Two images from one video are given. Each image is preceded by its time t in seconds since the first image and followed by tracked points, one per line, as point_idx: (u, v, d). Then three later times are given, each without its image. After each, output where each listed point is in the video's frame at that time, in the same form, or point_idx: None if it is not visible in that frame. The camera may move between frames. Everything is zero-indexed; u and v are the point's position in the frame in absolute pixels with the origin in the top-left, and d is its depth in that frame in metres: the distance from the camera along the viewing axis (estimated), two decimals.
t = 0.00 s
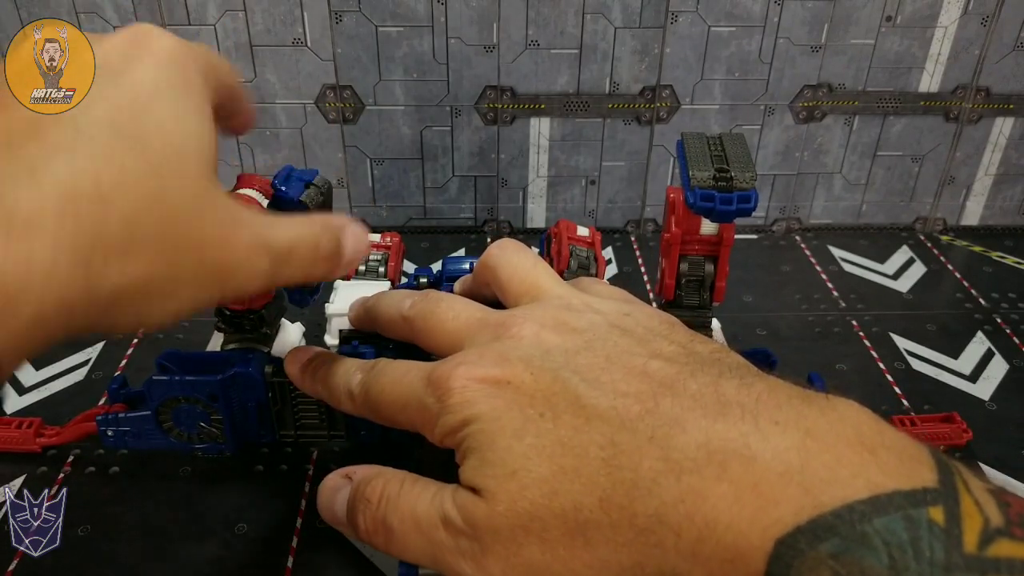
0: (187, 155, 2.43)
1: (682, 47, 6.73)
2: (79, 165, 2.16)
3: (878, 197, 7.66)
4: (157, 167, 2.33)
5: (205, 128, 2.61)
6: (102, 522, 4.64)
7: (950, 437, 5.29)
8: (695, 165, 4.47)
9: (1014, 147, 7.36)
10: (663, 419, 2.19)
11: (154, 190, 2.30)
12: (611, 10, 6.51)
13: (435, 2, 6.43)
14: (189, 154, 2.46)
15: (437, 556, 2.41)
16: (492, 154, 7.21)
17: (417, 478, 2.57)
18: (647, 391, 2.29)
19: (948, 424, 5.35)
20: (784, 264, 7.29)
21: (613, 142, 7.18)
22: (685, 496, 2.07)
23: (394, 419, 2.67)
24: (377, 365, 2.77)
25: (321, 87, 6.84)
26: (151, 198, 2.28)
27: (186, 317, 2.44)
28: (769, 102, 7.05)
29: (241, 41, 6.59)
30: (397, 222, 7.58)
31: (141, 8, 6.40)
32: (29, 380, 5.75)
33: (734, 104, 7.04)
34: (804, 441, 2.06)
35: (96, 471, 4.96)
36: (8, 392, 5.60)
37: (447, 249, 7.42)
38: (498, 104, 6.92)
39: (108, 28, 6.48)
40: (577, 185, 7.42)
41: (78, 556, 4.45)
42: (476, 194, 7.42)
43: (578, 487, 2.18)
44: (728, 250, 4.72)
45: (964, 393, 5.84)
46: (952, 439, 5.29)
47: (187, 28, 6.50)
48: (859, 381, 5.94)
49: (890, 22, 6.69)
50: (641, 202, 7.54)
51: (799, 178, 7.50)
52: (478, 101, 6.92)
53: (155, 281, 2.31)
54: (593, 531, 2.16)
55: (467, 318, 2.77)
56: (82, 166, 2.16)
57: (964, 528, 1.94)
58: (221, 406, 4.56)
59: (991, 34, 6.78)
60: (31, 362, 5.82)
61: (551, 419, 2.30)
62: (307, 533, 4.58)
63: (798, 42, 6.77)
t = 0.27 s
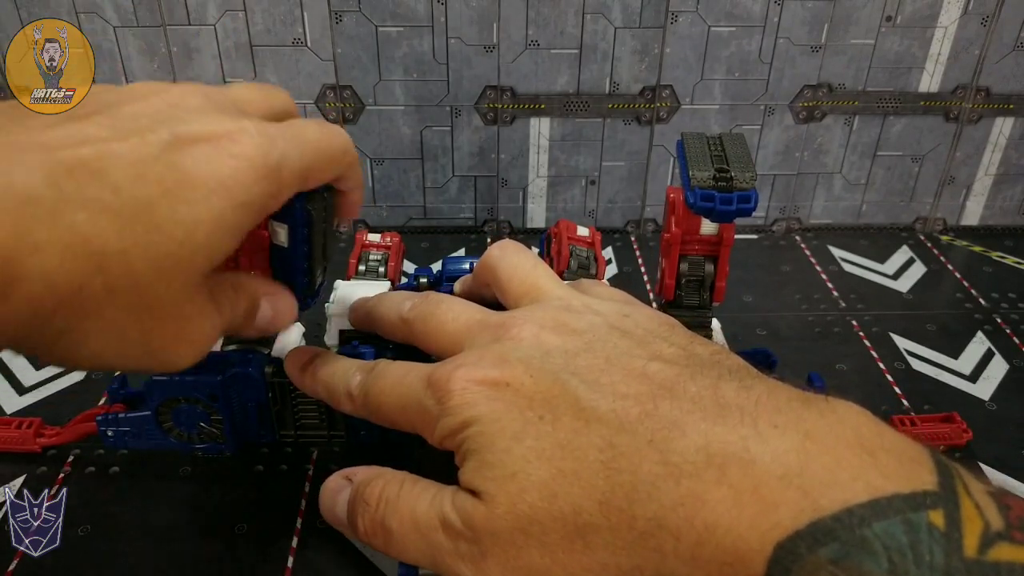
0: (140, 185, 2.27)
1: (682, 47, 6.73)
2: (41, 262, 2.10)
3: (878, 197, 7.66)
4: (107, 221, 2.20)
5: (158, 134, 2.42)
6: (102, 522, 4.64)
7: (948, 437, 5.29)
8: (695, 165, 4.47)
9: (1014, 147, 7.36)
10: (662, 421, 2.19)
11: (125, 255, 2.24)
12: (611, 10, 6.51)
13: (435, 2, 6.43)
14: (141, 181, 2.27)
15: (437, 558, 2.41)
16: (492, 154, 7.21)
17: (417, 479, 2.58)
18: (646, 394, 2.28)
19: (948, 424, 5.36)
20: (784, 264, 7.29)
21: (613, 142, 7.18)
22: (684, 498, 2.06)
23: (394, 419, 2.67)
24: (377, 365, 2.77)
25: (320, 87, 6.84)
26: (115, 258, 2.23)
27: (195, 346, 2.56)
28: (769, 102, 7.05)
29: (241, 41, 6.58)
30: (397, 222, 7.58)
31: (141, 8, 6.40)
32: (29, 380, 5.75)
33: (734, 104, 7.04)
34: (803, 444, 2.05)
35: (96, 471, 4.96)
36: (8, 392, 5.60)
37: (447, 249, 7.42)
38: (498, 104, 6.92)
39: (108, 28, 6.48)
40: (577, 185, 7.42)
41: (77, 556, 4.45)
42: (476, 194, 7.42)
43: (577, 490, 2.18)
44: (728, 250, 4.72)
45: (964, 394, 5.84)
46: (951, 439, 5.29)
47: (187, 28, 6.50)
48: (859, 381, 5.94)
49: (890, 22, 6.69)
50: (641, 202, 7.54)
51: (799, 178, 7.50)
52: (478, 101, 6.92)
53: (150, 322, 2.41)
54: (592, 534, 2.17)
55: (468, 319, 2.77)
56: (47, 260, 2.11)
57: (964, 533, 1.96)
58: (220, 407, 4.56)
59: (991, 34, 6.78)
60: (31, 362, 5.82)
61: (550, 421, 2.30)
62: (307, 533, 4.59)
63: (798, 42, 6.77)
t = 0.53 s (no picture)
0: (244, 162, 2.28)
1: (682, 47, 6.73)
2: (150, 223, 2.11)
3: (878, 197, 7.66)
4: (211, 190, 2.21)
5: (265, 105, 2.38)
6: (102, 522, 4.64)
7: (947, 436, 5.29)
8: (695, 165, 4.47)
9: (1014, 147, 7.36)
10: (661, 421, 2.19)
11: (220, 225, 2.28)
12: (611, 10, 6.51)
13: (435, 2, 6.43)
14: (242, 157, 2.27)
15: (437, 558, 2.41)
16: (491, 154, 7.21)
17: (416, 479, 2.58)
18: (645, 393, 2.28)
19: (948, 423, 5.35)
20: (784, 264, 7.29)
21: (613, 142, 7.18)
22: (683, 498, 2.06)
23: (394, 418, 2.67)
24: (376, 365, 2.77)
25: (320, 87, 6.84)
26: (215, 227, 2.27)
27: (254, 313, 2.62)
28: (769, 102, 7.05)
29: (241, 41, 6.59)
30: (397, 222, 7.58)
31: (141, 8, 6.40)
32: (29, 380, 5.75)
33: (734, 105, 7.04)
34: (801, 444, 2.05)
35: (96, 470, 4.96)
36: (8, 392, 5.60)
37: (447, 249, 7.42)
38: (498, 104, 6.92)
39: (108, 28, 6.48)
40: (577, 185, 7.42)
41: (78, 556, 4.46)
42: (476, 194, 7.43)
43: (576, 490, 2.18)
44: (728, 249, 4.72)
45: (964, 393, 5.84)
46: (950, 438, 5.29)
47: (187, 28, 6.50)
48: (859, 381, 5.94)
49: (890, 22, 6.69)
50: (641, 202, 7.55)
51: (799, 178, 7.50)
52: (478, 101, 6.92)
53: (225, 289, 2.44)
54: (591, 534, 2.17)
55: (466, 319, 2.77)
56: (160, 223, 2.13)
57: (964, 533, 1.96)
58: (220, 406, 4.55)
59: (991, 34, 6.78)
60: (32, 362, 5.82)
61: (549, 421, 2.30)
62: (307, 533, 4.59)
63: (798, 42, 6.77)
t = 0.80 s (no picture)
0: (150, 143, 2.34)
1: (682, 47, 6.72)
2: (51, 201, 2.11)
3: (878, 197, 7.66)
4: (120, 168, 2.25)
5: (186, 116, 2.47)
6: (102, 522, 4.64)
7: (946, 436, 5.29)
8: (695, 165, 4.48)
9: (1014, 147, 7.36)
10: (659, 423, 2.18)
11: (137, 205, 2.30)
12: (611, 10, 6.51)
13: (435, 2, 6.43)
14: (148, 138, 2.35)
15: (435, 558, 2.42)
16: (492, 154, 7.21)
17: (416, 480, 2.58)
18: (644, 395, 2.27)
19: (948, 423, 5.35)
20: (784, 264, 7.29)
21: (613, 142, 7.18)
22: (681, 500, 2.06)
23: (393, 420, 2.67)
24: (376, 365, 2.77)
25: (320, 87, 6.84)
26: (131, 203, 2.28)
27: (207, 290, 2.64)
28: (769, 102, 7.05)
29: (241, 41, 6.58)
30: (397, 222, 7.58)
31: (141, 7, 6.40)
32: (29, 380, 5.75)
33: (734, 105, 7.04)
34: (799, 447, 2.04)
35: (96, 471, 4.96)
36: (8, 392, 5.60)
37: (447, 249, 7.42)
38: (498, 104, 6.92)
39: (108, 28, 6.48)
40: (577, 185, 7.43)
41: (77, 556, 4.46)
42: (476, 194, 7.43)
43: (574, 491, 2.18)
44: (728, 249, 4.72)
45: (964, 393, 5.85)
46: (948, 439, 5.29)
47: (187, 28, 6.50)
48: (859, 381, 5.94)
49: (890, 22, 6.69)
50: (641, 202, 7.55)
51: (799, 178, 7.50)
52: (478, 101, 6.92)
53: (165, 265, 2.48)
54: (589, 535, 2.17)
55: (466, 321, 2.77)
56: (63, 194, 2.12)
57: (959, 537, 1.98)
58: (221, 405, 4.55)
59: (991, 34, 6.78)
60: (32, 362, 5.82)
61: (548, 422, 2.30)
62: (308, 533, 4.60)
63: (798, 42, 6.77)
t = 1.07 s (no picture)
0: (97, 153, 2.53)
1: (682, 47, 6.72)
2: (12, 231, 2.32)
3: (878, 197, 7.66)
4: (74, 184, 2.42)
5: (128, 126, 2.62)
6: (102, 522, 4.64)
7: (945, 436, 5.29)
8: (695, 165, 4.47)
9: (1014, 147, 7.36)
10: (657, 428, 2.18)
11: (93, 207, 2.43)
12: (611, 10, 6.51)
13: (435, 2, 6.43)
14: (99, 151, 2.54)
15: (433, 561, 2.42)
16: (492, 154, 7.21)
17: (415, 482, 2.58)
18: (643, 401, 2.27)
19: (947, 423, 5.35)
20: (784, 264, 7.29)
21: (613, 142, 7.18)
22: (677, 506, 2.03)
23: (393, 422, 2.67)
24: (376, 368, 2.77)
25: (320, 87, 6.84)
26: (86, 213, 2.42)
27: (209, 274, 2.66)
28: (769, 101, 7.05)
29: (241, 41, 6.58)
30: (397, 222, 7.59)
31: (141, 8, 6.40)
32: (30, 380, 5.75)
33: (734, 105, 7.04)
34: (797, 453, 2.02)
35: (96, 471, 4.96)
36: (8, 392, 5.60)
37: (447, 249, 7.42)
38: (498, 104, 6.92)
39: (107, 28, 6.48)
40: (577, 185, 7.43)
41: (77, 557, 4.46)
42: (476, 194, 7.43)
43: (572, 496, 2.17)
44: (728, 250, 4.72)
45: (964, 394, 5.84)
46: (948, 439, 5.29)
47: (186, 28, 6.49)
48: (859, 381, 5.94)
49: (890, 22, 6.69)
50: (641, 202, 7.55)
51: (799, 178, 7.50)
52: (478, 101, 6.92)
53: (151, 261, 2.54)
54: (586, 540, 2.15)
55: (466, 325, 2.77)
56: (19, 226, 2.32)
57: (958, 544, 1.92)
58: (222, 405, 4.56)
59: (991, 34, 6.78)
60: (33, 362, 5.83)
61: (546, 427, 2.30)
62: (307, 533, 4.60)
63: (798, 42, 6.77)
